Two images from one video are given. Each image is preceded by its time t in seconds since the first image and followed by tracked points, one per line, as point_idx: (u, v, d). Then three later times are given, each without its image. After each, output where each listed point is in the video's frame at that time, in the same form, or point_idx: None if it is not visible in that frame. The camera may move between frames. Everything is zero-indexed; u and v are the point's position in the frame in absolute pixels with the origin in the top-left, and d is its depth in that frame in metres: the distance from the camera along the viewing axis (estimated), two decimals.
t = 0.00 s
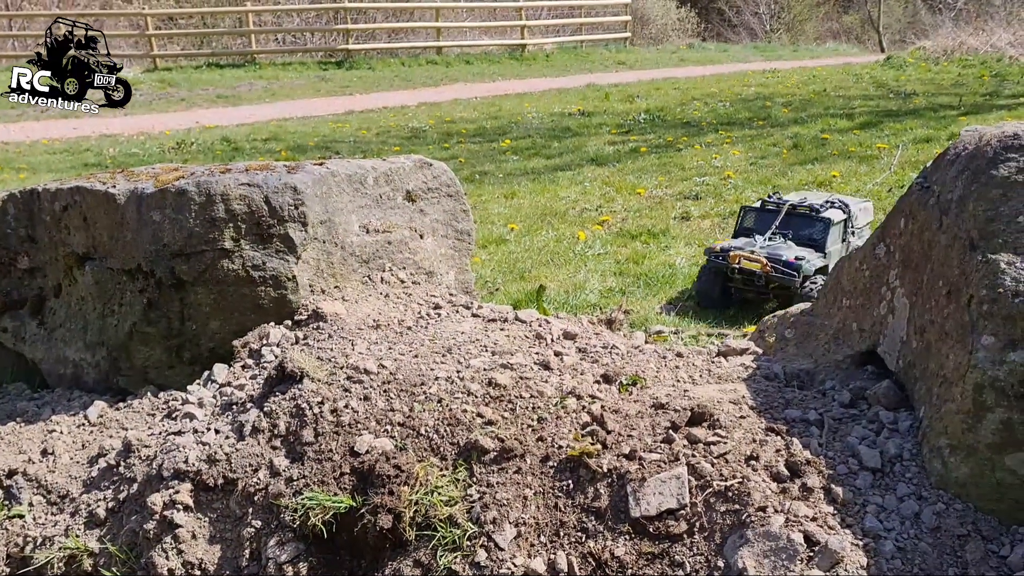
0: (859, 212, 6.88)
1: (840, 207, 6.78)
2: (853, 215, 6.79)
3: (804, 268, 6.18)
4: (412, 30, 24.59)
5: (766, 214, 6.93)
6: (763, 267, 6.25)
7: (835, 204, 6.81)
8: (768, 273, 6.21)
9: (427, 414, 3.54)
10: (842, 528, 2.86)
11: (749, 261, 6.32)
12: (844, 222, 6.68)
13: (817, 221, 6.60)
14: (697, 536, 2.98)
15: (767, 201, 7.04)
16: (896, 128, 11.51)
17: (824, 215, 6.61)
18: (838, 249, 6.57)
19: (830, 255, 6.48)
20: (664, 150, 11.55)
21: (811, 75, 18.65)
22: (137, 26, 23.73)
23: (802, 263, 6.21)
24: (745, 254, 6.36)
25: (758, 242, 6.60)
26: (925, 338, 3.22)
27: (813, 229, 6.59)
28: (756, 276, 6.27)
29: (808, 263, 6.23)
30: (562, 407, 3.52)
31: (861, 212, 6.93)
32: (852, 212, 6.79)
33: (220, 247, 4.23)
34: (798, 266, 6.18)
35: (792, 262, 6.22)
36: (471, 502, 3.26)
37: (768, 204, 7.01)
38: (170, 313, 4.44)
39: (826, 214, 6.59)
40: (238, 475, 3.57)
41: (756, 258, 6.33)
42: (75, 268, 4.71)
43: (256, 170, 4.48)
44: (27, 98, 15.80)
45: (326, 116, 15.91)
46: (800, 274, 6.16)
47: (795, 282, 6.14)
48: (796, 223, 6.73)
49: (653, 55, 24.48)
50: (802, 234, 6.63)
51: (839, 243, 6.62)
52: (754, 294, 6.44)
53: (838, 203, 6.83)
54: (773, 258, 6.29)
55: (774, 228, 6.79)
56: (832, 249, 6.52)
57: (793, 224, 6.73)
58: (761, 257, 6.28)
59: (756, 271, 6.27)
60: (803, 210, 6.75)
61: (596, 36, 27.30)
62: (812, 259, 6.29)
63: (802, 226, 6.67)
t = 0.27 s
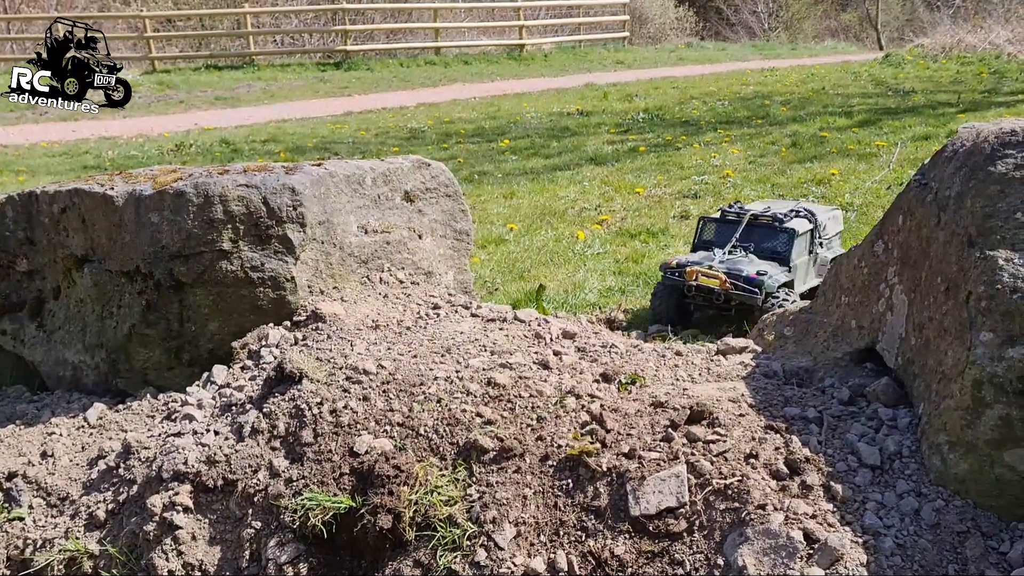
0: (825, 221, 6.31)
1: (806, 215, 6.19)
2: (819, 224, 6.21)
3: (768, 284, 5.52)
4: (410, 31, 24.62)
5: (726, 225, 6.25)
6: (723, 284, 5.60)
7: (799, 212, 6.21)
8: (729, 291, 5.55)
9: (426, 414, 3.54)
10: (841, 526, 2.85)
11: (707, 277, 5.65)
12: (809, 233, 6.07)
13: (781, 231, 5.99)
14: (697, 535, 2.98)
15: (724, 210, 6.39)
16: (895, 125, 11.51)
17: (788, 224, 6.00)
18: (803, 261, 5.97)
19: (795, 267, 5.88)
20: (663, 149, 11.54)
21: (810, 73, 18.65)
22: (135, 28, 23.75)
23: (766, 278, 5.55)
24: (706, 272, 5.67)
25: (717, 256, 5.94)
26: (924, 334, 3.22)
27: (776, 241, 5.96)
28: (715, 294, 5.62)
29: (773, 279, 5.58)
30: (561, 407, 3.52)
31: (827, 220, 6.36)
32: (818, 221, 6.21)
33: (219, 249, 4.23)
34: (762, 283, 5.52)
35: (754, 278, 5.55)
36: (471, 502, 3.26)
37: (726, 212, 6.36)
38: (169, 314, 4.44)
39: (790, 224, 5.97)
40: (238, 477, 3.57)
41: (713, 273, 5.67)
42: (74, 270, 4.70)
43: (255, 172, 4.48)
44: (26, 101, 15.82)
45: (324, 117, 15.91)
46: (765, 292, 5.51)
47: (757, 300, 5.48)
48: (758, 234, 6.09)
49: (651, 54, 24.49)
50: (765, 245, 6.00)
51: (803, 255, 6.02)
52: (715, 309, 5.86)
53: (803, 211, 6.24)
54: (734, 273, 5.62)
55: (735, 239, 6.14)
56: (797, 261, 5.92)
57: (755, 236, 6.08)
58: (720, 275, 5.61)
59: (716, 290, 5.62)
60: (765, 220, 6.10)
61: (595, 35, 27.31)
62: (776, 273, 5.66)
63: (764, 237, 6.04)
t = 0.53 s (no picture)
0: (785, 244, 6.28)
1: (765, 234, 6.17)
2: (779, 246, 6.18)
3: (717, 291, 5.48)
4: (409, 32, 24.61)
5: (680, 235, 6.24)
6: (669, 288, 5.53)
7: (759, 230, 6.21)
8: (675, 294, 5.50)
9: (426, 415, 3.54)
10: (842, 525, 2.85)
11: (653, 279, 5.59)
12: (767, 251, 6.04)
13: (738, 243, 5.97)
14: (697, 535, 2.97)
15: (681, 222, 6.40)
16: (895, 124, 11.51)
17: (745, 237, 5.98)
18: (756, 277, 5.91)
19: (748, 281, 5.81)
20: (663, 149, 11.54)
21: (809, 72, 18.65)
22: (134, 30, 23.73)
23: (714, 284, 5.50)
24: (651, 272, 5.60)
25: (667, 261, 5.90)
26: (924, 333, 3.22)
27: (730, 251, 5.95)
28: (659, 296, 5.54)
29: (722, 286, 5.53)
30: (561, 407, 3.52)
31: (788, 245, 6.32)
32: (777, 242, 6.19)
33: (219, 250, 4.22)
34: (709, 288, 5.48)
35: (702, 282, 5.52)
36: (472, 503, 3.26)
37: (681, 224, 6.36)
38: (169, 316, 4.44)
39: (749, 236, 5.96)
40: (239, 478, 3.56)
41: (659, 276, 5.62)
42: (74, 272, 4.70)
43: (254, 173, 4.47)
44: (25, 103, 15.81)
45: (324, 118, 15.91)
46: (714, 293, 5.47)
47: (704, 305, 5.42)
48: (713, 245, 6.08)
49: (650, 54, 24.48)
50: (720, 256, 5.97)
51: (758, 271, 5.96)
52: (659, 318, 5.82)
53: (763, 230, 6.23)
54: (681, 278, 5.58)
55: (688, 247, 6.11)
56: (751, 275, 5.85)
57: (709, 246, 6.07)
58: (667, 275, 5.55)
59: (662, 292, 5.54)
60: (720, 232, 6.12)
61: (594, 35, 27.30)
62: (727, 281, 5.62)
63: (719, 249, 6.03)
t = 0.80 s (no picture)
0: (719, 232, 6.34)
1: (700, 219, 6.22)
2: (714, 232, 6.22)
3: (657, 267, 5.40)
4: (407, 32, 24.61)
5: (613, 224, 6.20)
6: (606, 267, 5.36)
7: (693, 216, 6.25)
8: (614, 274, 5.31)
9: (424, 415, 3.54)
10: (840, 523, 2.85)
11: (588, 260, 5.40)
12: (704, 233, 6.07)
13: (674, 227, 5.98)
14: (696, 533, 2.97)
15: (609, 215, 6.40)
16: (893, 122, 11.51)
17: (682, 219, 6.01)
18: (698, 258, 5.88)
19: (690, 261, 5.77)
20: (661, 148, 11.54)
21: (807, 70, 18.66)
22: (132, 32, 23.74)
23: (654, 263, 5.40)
24: (584, 254, 5.41)
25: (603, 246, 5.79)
26: (921, 330, 3.22)
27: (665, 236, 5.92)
28: (596, 280, 5.33)
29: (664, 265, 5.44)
30: (559, 406, 3.52)
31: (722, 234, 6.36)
32: (712, 228, 6.24)
33: (216, 251, 4.22)
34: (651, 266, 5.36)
35: (642, 261, 5.42)
36: (470, 503, 3.26)
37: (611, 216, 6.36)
38: (167, 317, 4.44)
39: (686, 219, 6.00)
40: (237, 479, 3.56)
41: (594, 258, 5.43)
42: (71, 274, 4.69)
43: (251, 174, 4.47)
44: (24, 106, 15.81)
45: (322, 119, 15.91)
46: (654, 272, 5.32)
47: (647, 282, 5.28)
48: (645, 230, 6.08)
49: (649, 53, 24.47)
50: (654, 240, 5.93)
51: (699, 254, 5.94)
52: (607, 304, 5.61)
53: (698, 216, 6.28)
54: (620, 259, 5.42)
55: (625, 234, 6.07)
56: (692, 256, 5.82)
57: (642, 232, 6.04)
58: (603, 254, 5.37)
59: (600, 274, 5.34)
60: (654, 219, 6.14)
61: (592, 35, 27.29)
62: (666, 260, 5.55)
63: (653, 234, 6.00)
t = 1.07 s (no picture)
0: (705, 223, 5.44)
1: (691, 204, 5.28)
2: (702, 220, 5.30)
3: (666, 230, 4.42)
4: (406, 31, 24.61)
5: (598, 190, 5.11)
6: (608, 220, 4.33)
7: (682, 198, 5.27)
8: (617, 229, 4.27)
9: (422, 413, 3.53)
10: (838, 519, 2.84)
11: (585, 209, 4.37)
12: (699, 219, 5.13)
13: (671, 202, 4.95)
14: (693, 530, 2.97)
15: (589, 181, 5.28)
16: (891, 119, 11.51)
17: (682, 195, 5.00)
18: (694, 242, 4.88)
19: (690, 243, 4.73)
20: (659, 146, 11.53)
21: (805, 68, 18.65)
22: (130, 32, 23.75)
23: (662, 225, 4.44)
24: (580, 202, 4.39)
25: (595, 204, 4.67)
26: (919, 326, 3.22)
27: (667, 205, 4.91)
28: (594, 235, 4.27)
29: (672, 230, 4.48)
30: (556, 403, 3.51)
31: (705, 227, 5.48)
32: (701, 217, 5.31)
33: (212, 250, 4.21)
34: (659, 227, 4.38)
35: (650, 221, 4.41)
36: (467, 501, 3.25)
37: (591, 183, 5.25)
38: (164, 317, 4.44)
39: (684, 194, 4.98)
40: (234, 478, 3.55)
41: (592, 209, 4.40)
42: (67, 273, 4.68)
43: (247, 172, 4.45)
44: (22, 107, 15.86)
45: (320, 118, 15.90)
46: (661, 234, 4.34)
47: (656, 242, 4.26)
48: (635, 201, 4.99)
49: (647, 51, 24.46)
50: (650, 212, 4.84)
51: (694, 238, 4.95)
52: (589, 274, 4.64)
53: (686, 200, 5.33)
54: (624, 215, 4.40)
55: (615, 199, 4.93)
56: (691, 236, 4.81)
57: (637, 199, 5.00)
58: (605, 205, 4.36)
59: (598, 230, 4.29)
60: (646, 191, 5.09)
61: (590, 33, 27.29)
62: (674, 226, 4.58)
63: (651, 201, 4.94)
